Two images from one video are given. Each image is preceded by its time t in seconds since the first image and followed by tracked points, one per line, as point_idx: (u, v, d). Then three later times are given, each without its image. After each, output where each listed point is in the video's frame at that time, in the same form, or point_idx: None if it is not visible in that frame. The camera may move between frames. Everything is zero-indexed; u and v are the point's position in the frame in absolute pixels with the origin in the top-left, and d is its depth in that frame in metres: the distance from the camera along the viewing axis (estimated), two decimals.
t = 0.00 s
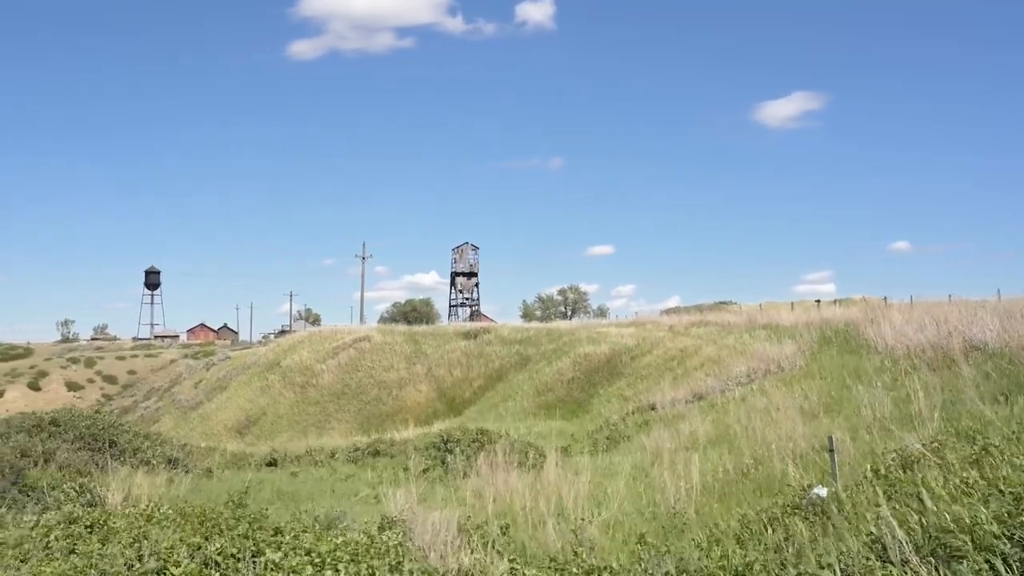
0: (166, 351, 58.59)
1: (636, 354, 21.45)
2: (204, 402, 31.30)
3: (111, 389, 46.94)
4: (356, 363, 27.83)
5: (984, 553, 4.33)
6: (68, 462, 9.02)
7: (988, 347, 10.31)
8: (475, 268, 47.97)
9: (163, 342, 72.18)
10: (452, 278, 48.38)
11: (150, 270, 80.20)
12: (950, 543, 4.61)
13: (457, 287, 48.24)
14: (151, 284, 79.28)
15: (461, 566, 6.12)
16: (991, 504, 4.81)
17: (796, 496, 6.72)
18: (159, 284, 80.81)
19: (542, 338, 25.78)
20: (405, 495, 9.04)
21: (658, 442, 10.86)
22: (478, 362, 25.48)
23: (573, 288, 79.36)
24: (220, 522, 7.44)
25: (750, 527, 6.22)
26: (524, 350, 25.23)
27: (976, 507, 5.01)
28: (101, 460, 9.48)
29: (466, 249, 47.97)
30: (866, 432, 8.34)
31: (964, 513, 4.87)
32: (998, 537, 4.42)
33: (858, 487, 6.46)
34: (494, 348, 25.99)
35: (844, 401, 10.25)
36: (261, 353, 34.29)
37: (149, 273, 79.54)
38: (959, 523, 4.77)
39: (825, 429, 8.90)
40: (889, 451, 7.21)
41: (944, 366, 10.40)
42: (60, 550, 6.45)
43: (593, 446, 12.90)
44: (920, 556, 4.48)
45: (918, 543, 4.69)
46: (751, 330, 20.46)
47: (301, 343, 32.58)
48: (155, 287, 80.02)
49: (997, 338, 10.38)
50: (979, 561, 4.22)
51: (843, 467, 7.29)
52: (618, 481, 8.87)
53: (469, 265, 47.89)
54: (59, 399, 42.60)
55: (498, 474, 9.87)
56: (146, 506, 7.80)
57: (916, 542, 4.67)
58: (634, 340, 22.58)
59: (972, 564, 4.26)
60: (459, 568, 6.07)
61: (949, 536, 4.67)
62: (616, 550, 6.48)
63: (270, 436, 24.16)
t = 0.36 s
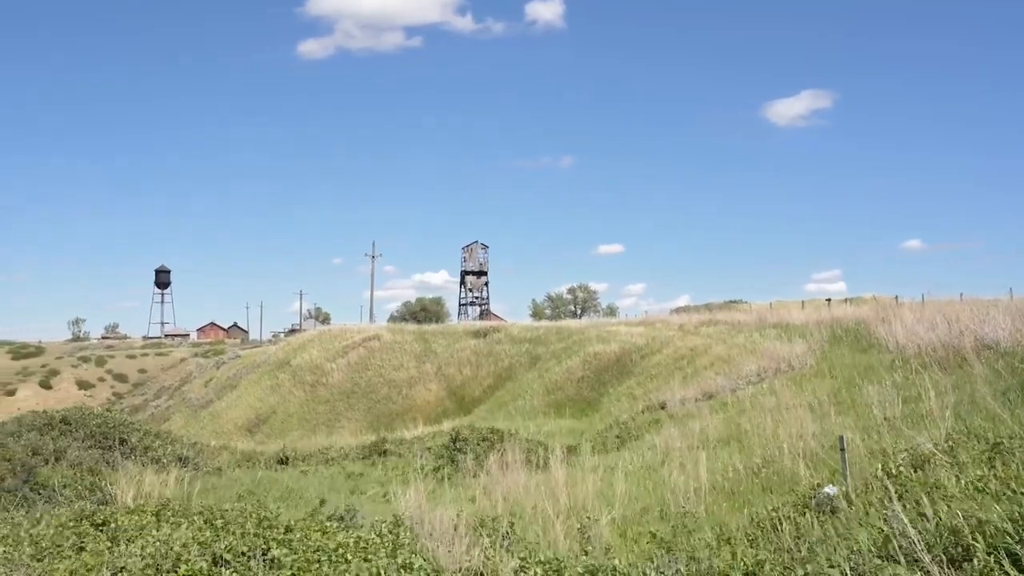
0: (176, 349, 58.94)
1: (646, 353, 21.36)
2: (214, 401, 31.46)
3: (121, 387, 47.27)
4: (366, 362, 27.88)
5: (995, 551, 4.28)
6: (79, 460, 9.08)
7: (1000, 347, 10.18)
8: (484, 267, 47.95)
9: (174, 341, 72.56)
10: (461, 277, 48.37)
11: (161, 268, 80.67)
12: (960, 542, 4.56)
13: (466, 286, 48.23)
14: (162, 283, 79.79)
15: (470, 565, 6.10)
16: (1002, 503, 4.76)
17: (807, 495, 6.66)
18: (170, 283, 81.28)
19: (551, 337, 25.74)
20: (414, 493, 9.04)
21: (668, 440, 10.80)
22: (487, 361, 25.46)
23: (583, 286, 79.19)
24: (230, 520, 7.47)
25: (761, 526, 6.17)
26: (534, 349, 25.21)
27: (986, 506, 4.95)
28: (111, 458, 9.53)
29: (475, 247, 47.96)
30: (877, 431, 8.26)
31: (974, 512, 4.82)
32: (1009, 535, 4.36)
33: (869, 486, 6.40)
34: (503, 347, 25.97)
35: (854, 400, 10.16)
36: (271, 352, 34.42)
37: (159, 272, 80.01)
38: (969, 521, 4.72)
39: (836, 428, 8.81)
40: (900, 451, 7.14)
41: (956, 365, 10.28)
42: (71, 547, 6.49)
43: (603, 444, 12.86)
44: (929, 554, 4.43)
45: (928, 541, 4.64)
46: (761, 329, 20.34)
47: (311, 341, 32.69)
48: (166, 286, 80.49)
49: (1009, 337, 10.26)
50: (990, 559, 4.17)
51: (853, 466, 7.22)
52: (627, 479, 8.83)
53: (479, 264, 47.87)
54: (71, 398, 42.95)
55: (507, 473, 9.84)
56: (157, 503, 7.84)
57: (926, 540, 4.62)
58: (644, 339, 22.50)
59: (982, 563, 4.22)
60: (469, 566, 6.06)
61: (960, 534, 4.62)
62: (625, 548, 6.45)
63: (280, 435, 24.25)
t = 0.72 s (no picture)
0: (185, 348, 59.29)
1: (654, 352, 21.28)
2: (223, 399, 31.57)
3: (130, 385, 47.54)
4: (375, 360, 27.90)
5: (1006, 551, 4.22)
6: (88, 458, 9.10)
7: (1011, 345, 10.09)
8: (493, 265, 47.95)
9: (182, 339, 72.85)
10: (470, 276, 48.37)
11: (169, 267, 81.03)
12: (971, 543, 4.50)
13: (475, 285, 48.23)
14: (170, 281, 80.15)
15: (480, 562, 6.07)
16: (1012, 503, 4.70)
17: (815, 494, 6.60)
18: (179, 282, 81.65)
19: (560, 336, 25.69)
20: (423, 492, 9.03)
21: (677, 439, 10.73)
22: (496, 359, 25.45)
23: (592, 285, 79.09)
24: (239, 518, 7.46)
25: (770, 526, 6.11)
26: (542, 347, 25.17)
27: (996, 505, 4.89)
28: (121, 457, 9.57)
29: (484, 246, 47.96)
30: (887, 430, 8.18)
31: (985, 511, 4.76)
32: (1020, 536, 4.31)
33: (879, 486, 6.34)
34: (512, 346, 25.95)
35: (864, 398, 10.08)
36: (280, 350, 34.52)
37: (168, 270, 80.42)
38: (981, 521, 4.67)
39: (845, 427, 8.75)
40: (910, 449, 7.07)
41: (966, 364, 10.20)
42: (81, 546, 6.49)
43: (612, 443, 12.83)
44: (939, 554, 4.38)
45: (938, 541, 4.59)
46: (771, 327, 20.24)
47: (320, 340, 32.77)
48: (175, 285, 80.83)
49: (1020, 336, 10.17)
50: (1000, 560, 4.12)
51: (863, 465, 7.16)
52: (636, 478, 8.79)
53: (487, 263, 47.88)
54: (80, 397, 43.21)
55: (516, 471, 9.82)
56: (167, 502, 7.85)
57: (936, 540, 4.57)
58: (652, 337, 22.42)
59: (993, 563, 4.16)
60: (478, 565, 6.03)
61: (971, 535, 4.56)
62: (634, 548, 6.40)
63: (289, 433, 24.32)
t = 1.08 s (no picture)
0: (194, 347, 59.58)
1: (663, 351, 21.19)
2: (232, 398, 31.69)
3: (140, 384, 47.84)
4: (383, 359, 27.93)
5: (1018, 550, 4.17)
6: (98, 457, 9.13)
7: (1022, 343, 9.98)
8: (501, 264, 47.94)
9: (191, 338, 73.17)
10: (478, 274, 48.38)
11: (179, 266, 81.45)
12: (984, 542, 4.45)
13: (483, 283, 48.23)
14: (180, 280, 80.58)
15: (488, 561, 6.04)
16: None
17: (824, 493, 6.54)
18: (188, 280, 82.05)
19: (569, 334, 25.63)
20: (431, 490, 9.01)
21: (686, 438, 10.67)
22: (504, 358, 25.43)
23: (600, 284, 78.96)
24: (247, 517, 7.46)
25: (780, 525, 6.05)
26: (551, 346, 25.12)
27: (1007, 504, 4.83)
28: (130, 455, 9.60)
29: (493, 245, 47.96)
30: (897, 429, 8.10)
31: (997, 510, 4.70)
32: None
33: (890, 485, 6.27)
34: (521, 345, 25.91)
35: (874, 397, 9.99)
36: (289, 349, 34.61)
37: (178, 269, 80.85)
38: (992, 520, 4.61)
39: (855, 426, 8.66)
40: (920, 448, 7.00)
41: (977, 362, 10.10)
42: (91, 543, 6.51)
43: (620, 442, 12.77)
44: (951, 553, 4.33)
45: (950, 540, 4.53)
46: (781, 326, 20.12)
47: (328, 339, 32.83)
48: (184, 284, 81.25)
49: None
50: (1013, 559, 4.06)
51: (872, 464, 7.09)
52: (644, 477, 8.73)
53: (496, 261, 47.88)
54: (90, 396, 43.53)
55: (524, 470, 9.79)
56: (176, 500, 7.87)
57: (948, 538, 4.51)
58: (661, 336, 22.33)
59: (1005, 563, 4.10)
60: (488, 563, 5.99)
61: (983, 534, 4.50)
62: (643, 546, 6.36)
63: (298, 432, 24.37)
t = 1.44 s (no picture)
0: (204, 345, 59.95)
1: (672, 349, 21.11)
2: (242, 396, 31.84)
3: (150, 382, 48.21)
4: (392, 357, 27.97)
5: None
6: (108, 454, 9.17)
7: None
8: (510, 262, 47.94)
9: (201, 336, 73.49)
10: (487, 272, 48.40)
11: (189, 264, 81.87)
12: (996, 541, 4.40)
13: (492, 281, 48.25)
14: (189, 278, 81.10)
15: (498, 558, 6.02)
16: None
17: (834, 491, 6.48)
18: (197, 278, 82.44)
19: (578, 332, 25.58)
20: (440, 487, 9.02)
21: (695, 436, 10.61)
22: (513, 356, 25.41)
23: (609, 282, 78.85)
24: (256, 514, 7.48)
25: (789, 523, 6.00)
26: (560, 344, 25.08)
27: (1018, 501, 4.78)
28: (140, 453, 9.64)
29: (501, 243, 47.96)
30: (907, 428, 8.03)
31: (1007, 508, 4.65)
32: None
33: (900, 484, 6.21)
34: (530, 343, 25.89)
35: (883, 395, 9.91)
36: (299, 347, 34.74)
37: (187, 267, 81.30)
38: (1003, 518, 4.56)
39: (865, 424, 8.59)
40: (929, 446, 6.93)
41: (987, 360, 10.00)
42: (101, 541, 6.53)
43: (629, 440, 12.74)
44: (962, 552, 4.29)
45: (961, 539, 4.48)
46: (790, 324, 20.01)
47: (337, 337, 32.93)
48: (193, 281, 81.71)
49: None
50: None
51: (883, 462, 7.02)
52: (653, 475, 8.69)
53: (505, 260, 47.88)
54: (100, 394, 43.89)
55: (533, 468, 9.78)
56: (186, 497, 7.90)
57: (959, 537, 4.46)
58: (670, 334, 22.25)
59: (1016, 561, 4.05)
60: (497, 561, 5.97)
61: (994, 532, 4.45)
62: (652, 545, 6.32)
63: (307, 429, 24.45)
